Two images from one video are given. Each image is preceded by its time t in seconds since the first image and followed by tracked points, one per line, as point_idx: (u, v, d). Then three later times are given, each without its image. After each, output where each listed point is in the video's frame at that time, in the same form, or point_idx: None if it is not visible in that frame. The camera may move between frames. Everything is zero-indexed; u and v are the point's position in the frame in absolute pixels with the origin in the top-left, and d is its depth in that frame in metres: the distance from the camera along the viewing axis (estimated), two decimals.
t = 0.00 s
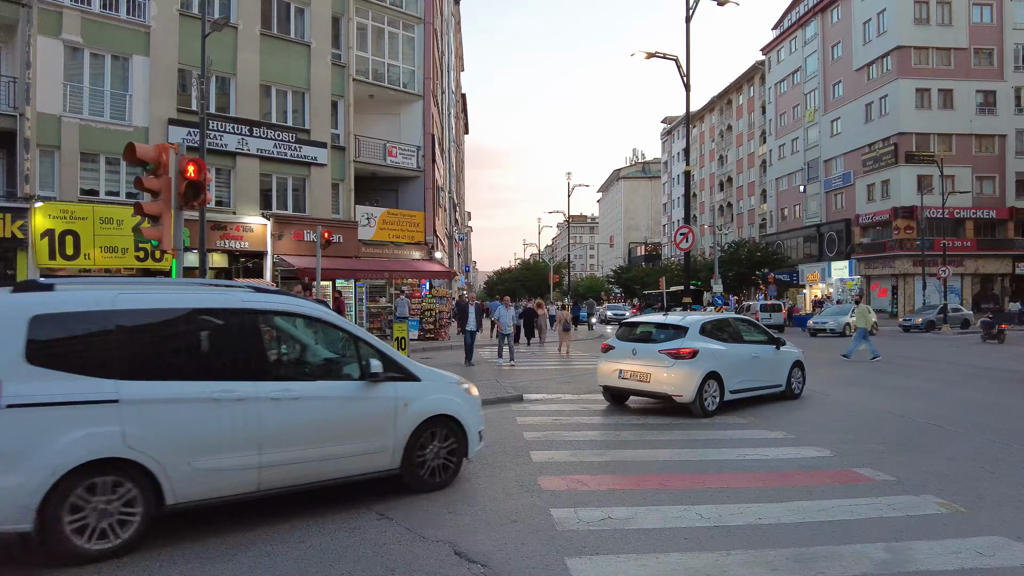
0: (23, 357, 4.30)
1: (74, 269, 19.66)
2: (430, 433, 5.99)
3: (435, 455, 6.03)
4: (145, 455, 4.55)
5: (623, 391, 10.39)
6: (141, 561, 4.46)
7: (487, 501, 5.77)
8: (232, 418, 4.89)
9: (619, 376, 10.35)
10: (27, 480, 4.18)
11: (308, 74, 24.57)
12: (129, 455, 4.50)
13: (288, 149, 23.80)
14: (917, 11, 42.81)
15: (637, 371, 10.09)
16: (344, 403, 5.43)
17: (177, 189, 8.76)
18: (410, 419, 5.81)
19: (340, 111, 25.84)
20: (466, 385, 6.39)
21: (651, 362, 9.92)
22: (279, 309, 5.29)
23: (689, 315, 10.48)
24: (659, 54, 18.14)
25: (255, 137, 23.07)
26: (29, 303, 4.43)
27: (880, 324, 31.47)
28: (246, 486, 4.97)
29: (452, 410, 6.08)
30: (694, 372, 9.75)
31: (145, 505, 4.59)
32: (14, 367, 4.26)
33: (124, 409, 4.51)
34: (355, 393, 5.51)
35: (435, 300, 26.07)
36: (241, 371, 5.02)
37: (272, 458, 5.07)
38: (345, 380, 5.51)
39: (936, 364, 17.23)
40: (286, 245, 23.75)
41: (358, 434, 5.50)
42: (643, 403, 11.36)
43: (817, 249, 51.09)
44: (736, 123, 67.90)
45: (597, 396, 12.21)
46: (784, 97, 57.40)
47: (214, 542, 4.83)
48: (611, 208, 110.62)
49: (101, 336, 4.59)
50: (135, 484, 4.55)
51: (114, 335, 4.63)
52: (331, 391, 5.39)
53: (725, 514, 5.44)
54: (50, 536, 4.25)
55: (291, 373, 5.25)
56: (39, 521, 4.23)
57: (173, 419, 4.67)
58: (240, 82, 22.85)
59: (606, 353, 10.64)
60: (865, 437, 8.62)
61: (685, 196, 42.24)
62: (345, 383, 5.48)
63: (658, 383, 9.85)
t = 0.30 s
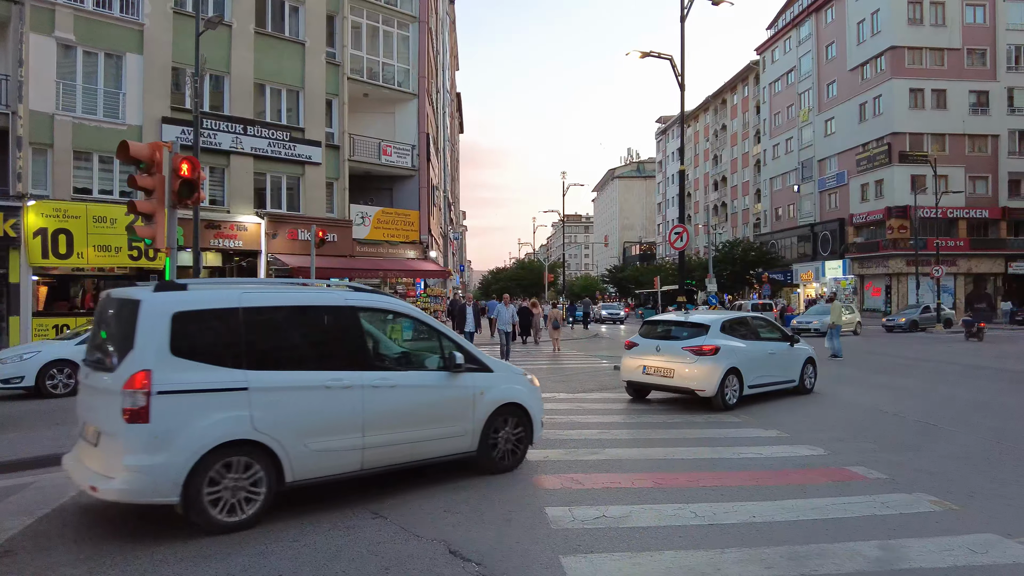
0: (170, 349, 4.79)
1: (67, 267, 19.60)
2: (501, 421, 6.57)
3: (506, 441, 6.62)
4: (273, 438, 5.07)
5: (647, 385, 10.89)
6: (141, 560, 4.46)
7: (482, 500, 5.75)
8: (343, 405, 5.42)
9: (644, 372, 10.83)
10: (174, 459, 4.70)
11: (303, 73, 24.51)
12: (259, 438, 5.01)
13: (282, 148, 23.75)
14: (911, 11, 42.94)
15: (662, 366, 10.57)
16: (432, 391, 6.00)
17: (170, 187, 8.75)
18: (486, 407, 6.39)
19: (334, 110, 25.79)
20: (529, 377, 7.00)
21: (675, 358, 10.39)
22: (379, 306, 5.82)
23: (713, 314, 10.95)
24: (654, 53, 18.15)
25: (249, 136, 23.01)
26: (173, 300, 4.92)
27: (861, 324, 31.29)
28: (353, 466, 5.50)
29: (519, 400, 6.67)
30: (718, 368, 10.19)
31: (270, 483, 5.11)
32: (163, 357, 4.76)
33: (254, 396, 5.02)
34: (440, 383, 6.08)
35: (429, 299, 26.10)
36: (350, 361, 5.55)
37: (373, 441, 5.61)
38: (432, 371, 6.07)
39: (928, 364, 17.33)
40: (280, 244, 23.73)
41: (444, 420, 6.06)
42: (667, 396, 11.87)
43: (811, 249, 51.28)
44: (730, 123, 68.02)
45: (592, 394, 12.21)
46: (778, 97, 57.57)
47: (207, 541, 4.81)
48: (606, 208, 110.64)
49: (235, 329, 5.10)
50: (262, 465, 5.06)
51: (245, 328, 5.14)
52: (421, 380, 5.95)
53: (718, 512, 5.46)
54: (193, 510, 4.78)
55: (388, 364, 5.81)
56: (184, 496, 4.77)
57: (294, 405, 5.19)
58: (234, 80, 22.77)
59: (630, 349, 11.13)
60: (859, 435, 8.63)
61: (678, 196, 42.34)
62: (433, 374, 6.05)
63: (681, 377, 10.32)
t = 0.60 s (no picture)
0: (286, 344, 5.30)
1: (61, 267, 19.53)
2: (559, 410, 7.11)
3: (564, 428, 7.14)
4: (372, 424, 5.61)
5: (670, 381, 11.36)
6: (136, 560, 4.44)
7: (476, 500, 5.74)
8: (428, 394, 5.96)
9: (667, 368, 11.29)
10: (290, 441, 5.23)
11: (297, 72, 24.46)
12: (361, 424, 5.55)
13: (277, 147, 23.69)
14: (905, 12, 43.04)
15: (685, 363, 11.03)
16: (502, 382, 6.54)
17: (165, 185, 8.69)
18: (548, 397, 6.93)
19: (330, 109, 25.76)
20: (583, 371, 7.53)
21: (698, 355, 10.87)
22: (456, 304, 6.35)
23: (730, 313, 11.44)
24: (649, 53, 18.16)
25: (244, 135, 22.95)
26: (285, 299, 5.43)
27: (844, 325, 31.41)
28: (436, 449, 6.05)
29: (575, 391, 7.20)
30: (740, 363, 10.71)
31: (369, 464, 5.66)
32: (280, 351, 5.28)
33: (356, 386, 5.56)
34: (509, 375, 6.62)
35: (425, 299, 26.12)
36: (433, 355, 6.10)
37: (454, 427, 6.16)
38: (501, 365, 6.61)
39: (922, 363, 17.40)
40: (275, 244, 23.66)
41: (511, 409, 6.60)
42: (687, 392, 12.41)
43: (805, 249, 51.42)
44: (725, 123, 68.13)
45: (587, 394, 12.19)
46: (773, 97, 57.67)
47: (204, 541, 4.80)
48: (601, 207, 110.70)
49: (339, 326, 5.62)
50: (363, 448, 5.61)
51: (346, 324, 5.67)
52: (491, 373, 6.49)
53: (714, 511, 5.48)
54: (306, 489, 5.31)
55: (463, 357, 6.35)
56: (298, 475, 5.29)
57: (388, 394, 5.73)
58: (229, 79, 22.72)
59: (654, 347, 11.60)
60: (853, 434, 8.65)
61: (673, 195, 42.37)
62: (502, 366, 6.57)
63: (704, 373, 10.81)
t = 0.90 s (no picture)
0: (378, 339, 5.80)
1: (54, 267, 19.43)
2: (604, 402, 7.70)
3: (609, 419, 7.77)
4: (450, 410, 6.15)
5: (695, 378, 11.94)
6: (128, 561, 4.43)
7: (472, 499, 5.75)
8: (496, 385, 6.51)
9: (693, 366, 11.89)
10: (382, 427, 5.72)
11: (292, 71, 24.43)
12: (440, 410, 6.08)
13: (271, 147, 23.66)
14: (899, 13, 43.18)
15: (710, 360, 11.61)
16: (556, 376, 7.11)
17: (159, 185, 8.68)
18: (596, 389, 7.52)
19: (325, 108, 25.73)
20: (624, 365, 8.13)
21: (722, 352, 11.43)
22: (519, 303, 6.89)
23: (751, 312, 11.98)
24: (644, 54, 18.17)
25: (239, 134, 22.90)
26: (374, 297, 5.91)
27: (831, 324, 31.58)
28: (502, 437, 6.61)
29: (619, 384, 7.81)
30: (761, 360, 11.25)
31: (447, 447, 6.22)
32: (373, 345, 5.76)
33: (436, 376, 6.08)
34: (563, 369, 7.19)
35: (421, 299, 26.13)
36: (499, 348, 6.65)
37: (518, 416, 6.73)
38: (557, 359, 7.18)
39: (916, 362, 17.48)
40: (270, 244, 23.61)
41: (565, 400, 7.18)
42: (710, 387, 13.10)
43: (800, 249, 51.54)
44: (720, 123, 68.27)
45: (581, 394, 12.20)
46: (768, 98, 57.79)
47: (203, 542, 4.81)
48: (596, 207, 110.75)
49: (418, 323, 6.13)
50: (441, 434, 6.16)
51: (424, 321, 6.18)
52: (548, 367, 7.05)
53: (707, 510, 5.49)
54: (395, 470, 5.85)
55: (524, 352, 6.91)
56: (388, 457, 5.78)
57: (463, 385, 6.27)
58: (223, 79, 22.68)
59: (679, 345, 12.16)
60: (846, 434, 8.69)
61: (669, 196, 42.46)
62: (557, 361, 7.14)
63: (729, 369, 11.37)
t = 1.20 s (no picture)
0: (450, 335, 6.35)
1: (49, 267, 19.38)
2: (643, 395, 8.24)
3: (647, 410, 8.32)
4: (512, 401, 6.72)
5: (720, 373, 12.58)
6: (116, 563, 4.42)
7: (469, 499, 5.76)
8: (550, 378, 7.07)
9: (719, 361, 12.51)
10: (453, 416, 6.26)
11: (287, 71, 24.39)
12: (502, 401, 6.63)
13: (267, 147, 23.63)
14: (895, 14, 43.31)
15: (736, 356, 12.23)
16: (601, 370, 7.66)
17: (154, 185, 8.65)
18: (636, 383, 8.05)
19: (320, 108, 25.72)
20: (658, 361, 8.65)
21: (748, 349, 12.05)
22: (569, 303, 7.44)
23: (772, 311, 12.64)
24: (639, 54, 18.16)
25: (234, 134, 22.86)
26: (445, 298, 6.46)
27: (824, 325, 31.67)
28: (555, 426, 7.16)
29: (656, 379, 8.34)
30: (784, 357, 11.91)
31: (508, 434, 6.76)
32: (445, 341, 6.31)
33: (500, 369, 6.64)
34: (607, 364, 7.73)
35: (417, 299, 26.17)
36: (553, 345, 7.22)
37: (569, 407, 7.28)
38: (602, 355, 7.72)
39: (910, 361, 17.54)
40: (265, 244, 23.60)
41: (609, 393, 7.72)
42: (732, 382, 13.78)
43: (795, 249, 51.66)
44: (716, 123, 68.36)
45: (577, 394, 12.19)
46: (763, 98, 57.89)
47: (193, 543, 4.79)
48: (592, 207, 110.83)
49: (483, 321, 6.68)
50: (503, 421, 6.69)
51: (488, 320, 6.73)
52: (594, 362, 7.60)
53: (703, 510, 5.51)
54: (466, 454, 6.36)
55: (573, 347, 7.47)
56: (459, 443, 6.33)
57: (522, 378, 6.82)
58: (218, 79, 22.64)
59: (705, 342, 12.78)
60: (841, 433, 8.72)
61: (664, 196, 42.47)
62: (602, 357, 7.67)
63: (754, 365, 11.99)
